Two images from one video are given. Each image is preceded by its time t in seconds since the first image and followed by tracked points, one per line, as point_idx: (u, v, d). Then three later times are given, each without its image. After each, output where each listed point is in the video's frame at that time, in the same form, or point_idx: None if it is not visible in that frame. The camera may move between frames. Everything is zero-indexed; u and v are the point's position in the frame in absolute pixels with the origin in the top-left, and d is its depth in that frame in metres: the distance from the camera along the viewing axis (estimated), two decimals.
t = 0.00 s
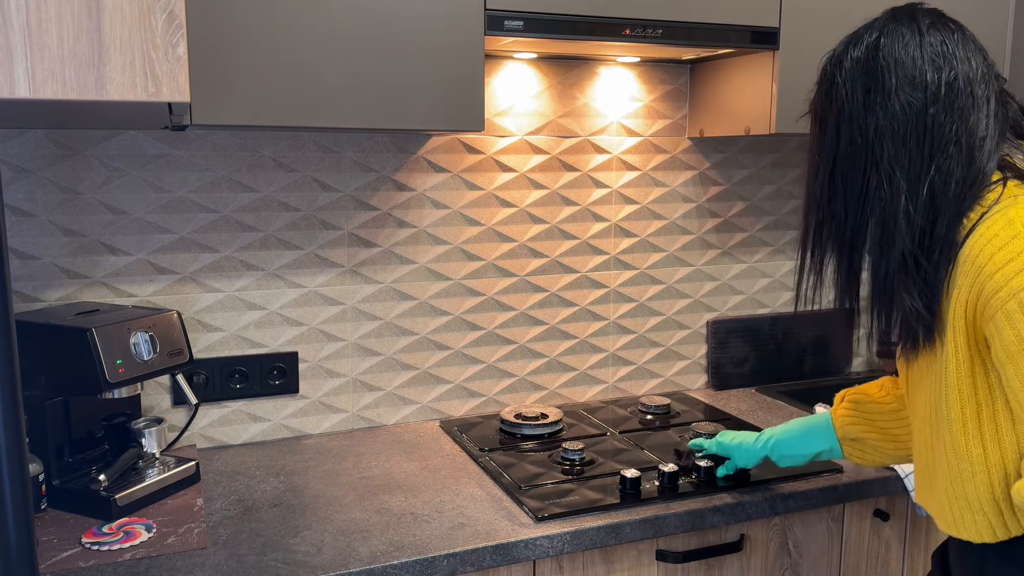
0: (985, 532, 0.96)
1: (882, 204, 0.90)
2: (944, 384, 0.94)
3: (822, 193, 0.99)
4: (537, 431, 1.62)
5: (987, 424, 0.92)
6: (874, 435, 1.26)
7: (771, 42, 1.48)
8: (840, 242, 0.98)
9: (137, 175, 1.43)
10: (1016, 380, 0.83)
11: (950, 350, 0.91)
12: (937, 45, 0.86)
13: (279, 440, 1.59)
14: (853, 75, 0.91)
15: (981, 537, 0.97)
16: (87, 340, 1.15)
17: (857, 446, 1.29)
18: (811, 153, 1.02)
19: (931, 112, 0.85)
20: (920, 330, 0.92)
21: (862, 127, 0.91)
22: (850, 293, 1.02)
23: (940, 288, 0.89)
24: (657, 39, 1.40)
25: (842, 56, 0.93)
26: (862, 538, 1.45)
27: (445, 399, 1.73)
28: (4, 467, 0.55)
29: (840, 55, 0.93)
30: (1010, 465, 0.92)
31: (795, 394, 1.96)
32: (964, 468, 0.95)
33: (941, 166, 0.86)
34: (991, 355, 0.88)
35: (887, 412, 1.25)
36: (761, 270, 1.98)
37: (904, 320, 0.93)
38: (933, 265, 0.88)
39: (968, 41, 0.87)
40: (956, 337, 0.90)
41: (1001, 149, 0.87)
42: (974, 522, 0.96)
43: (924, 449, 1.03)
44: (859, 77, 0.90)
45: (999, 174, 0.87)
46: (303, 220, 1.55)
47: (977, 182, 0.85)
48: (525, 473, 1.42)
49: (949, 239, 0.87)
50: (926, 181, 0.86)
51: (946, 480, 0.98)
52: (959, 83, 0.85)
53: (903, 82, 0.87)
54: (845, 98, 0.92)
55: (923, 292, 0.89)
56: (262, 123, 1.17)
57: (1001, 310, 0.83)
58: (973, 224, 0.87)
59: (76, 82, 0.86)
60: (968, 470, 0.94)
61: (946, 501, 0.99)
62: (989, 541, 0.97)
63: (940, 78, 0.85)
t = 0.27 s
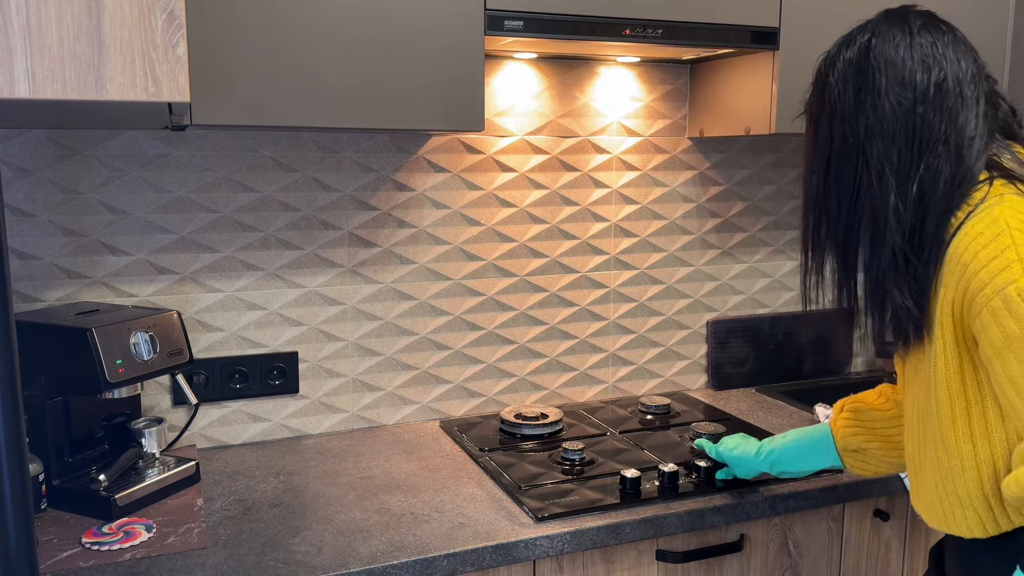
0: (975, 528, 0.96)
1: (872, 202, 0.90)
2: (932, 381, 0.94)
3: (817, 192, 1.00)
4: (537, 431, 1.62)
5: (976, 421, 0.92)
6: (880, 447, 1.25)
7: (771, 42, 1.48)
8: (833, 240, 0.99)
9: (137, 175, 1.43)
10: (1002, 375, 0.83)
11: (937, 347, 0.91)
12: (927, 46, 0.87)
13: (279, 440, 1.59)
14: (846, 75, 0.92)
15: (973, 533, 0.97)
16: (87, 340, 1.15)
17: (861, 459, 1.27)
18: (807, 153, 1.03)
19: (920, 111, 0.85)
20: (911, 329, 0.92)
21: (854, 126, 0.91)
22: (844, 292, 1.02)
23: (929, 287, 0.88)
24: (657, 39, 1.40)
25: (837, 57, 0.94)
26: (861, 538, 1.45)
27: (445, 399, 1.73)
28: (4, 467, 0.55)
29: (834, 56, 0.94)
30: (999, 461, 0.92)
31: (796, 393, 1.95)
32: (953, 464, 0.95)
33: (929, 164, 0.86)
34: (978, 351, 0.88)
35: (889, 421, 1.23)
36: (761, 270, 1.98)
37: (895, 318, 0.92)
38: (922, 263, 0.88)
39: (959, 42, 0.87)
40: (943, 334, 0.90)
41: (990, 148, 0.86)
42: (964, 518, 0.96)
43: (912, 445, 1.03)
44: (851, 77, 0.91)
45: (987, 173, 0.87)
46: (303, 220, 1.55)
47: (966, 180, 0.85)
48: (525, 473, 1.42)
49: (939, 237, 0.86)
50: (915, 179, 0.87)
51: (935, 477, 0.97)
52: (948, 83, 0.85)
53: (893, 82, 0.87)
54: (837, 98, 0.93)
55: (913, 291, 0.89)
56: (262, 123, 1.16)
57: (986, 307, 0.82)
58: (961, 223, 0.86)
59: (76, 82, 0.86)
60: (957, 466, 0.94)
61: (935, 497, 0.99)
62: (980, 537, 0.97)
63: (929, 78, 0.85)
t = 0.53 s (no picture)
0: (954, 519, 0.95)
1: (852, 203, 0.91)
2: (917, 374, 0.94)
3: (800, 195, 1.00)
4: (537, 431, 1.62)
5: (958, 414, 0.91)
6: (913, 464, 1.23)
7: (771, 42, 1.48)
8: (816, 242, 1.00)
9: (137, 175, 1.43)
10: (982, 368, 0.81)
11: (921, 340, 0.90)
12: (907, 50, 0.87)
13: (279, 440, 1.59)
14: (827, 80, 0.92)
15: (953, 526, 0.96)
16: (87, 340, 1.15)
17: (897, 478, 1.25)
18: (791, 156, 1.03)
19: (899, 115, 0.86)
20: (893, 324, 0.93)
21: (835, 131, 0.92)
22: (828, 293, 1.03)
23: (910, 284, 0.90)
24: (657, 39, 1.40)
25: (819, 63, 0.94)
26: (861, 538, 1.45)
27: (445, 399, 1.73)
28: (4, 466, 0.55)
29: (816, 61, 0.94)
30: (980, 453, 0.91)
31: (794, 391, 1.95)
32: (935, 456, 0.94)
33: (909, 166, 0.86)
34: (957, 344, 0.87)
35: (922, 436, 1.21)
36: (760, 270, 1.98)
37: (876, 315, 0.95)
38: (901, 262, 0.89)
39: (940, 45, 0.88)
40: (926, 327, 0.89)
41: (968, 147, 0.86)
42: (945, 508, 0.96)
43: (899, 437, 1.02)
44: (832, 82, 0.91)
45: (967, 172, 0.86)
46: (303, 220, 1.55)
47: (945, 180, 0.85)
48: (525, 473, 1.42)
49: (920, 236, 0.87)
50: (893, 181, 0.88)
51: (919, 467, 0.97)
52: (927, 86, 0.85)
53: (873, 86, 0.87)
54: (819, 102, 0.93)
55: (893, 288, 0.91)
56: (262, 123, 1.17)
57: (965, 299, 0.81)
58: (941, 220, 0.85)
59: (76, 82, 0.86)
60: (939, 458, 0.94)
61: (918, 486, 0.99)
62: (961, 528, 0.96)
63: (908, 81, 0.86)
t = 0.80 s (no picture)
0: (965, 522, 0.96)
1: (857, 202, 0.91)
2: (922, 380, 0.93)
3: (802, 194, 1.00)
4: (537, 431, 1.62)
5: (963, 418, 0.91)
6: (858, 426, 1.32)
7: (771, 42, 1.48)
8: (818, 242, 0.99)
9: (136, 175, 1.43)
10: (988, 373, 0.81)
11: (926, 345, 0.90)
12: (913, 50, 0.88)
13: (279, 440, 1.59)
14: (832, 79, 0.92)
15: (963, 528, 0.97)
16: (87, 340, 1.15)
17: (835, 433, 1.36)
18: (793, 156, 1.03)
19: (905, 114, 0.87)
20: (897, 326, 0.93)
21: (840, 129, 0.92)
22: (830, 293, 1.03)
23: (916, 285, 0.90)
24: (657, 39, 1.40)
25: (822, 62, 0.94)
26: (861, 538, 1.45)
27: (444, 399, 1.73)
28: (4, 467, 0.55)
29: (820, 60, 0.95)
30: (987, 457, 0.91)
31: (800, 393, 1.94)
32: (943, 460, 0.94)
33: (914, 165, 0.87)
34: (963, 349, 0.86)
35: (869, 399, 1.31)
36: (761, 270, 1.98)
37: (879, 316, 0.94)
38: (907, 262, 0.89)
39: (944, 46, 0.89)
40: (932, 332, 0.88)
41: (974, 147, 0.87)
42: (955, 511, 0.96)
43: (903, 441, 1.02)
44: (837, 80, 0.92)
45: (972, 173, 0.86)
46: (303, 220, 1.55)
47: (951, 180, 0.85)
48: (525, 473, 1.42)
49: (926, 238, 0.87)
50: (899, 180, 0.88)
51: (926, 469, 0.98)
52: (933, 86, 0.86)
53: (879, 85, 0.88)
54: (824, 101, 0.93)
55: (899, 290, 0.90)
56: (262, 123, 1.17)
57: (972, 303, 0.81)
58: (947, 222, 0.85)
59: (76, 82, 0.86)
60: (947, 462, 0.94)
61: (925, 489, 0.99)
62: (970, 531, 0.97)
63: (915, 81, 0.87)
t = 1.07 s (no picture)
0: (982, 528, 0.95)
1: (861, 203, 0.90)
2: (935, 384, 0.93)
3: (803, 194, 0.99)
4: (537, 431, 1.62)
5: (980, 421, 0.92)
6: (856, 444, 1.24)
7: (771, 42, 1.48)
8: (819, 243, 0.99)
9: (136, 175, 1.43)
10: (1009, 377, 0.83)
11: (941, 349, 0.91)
12: (914, 49, 0.87)
13: (279, 440, 1.59)
14: (833, 78, 0.92)
15: (979, 535, 0.96)
16: (87, 340, 1.15)
17: (829, 452, 1.27)
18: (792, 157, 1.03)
19: (908, 113, 0.86)
20: (905, 327, 0.92)
21: (841, 129, 0.92)
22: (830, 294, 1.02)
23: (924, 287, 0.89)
24: (657, 39, 1.40)
25: (822, 60, 0.94)
26: (862, 538, 1.45)
27: (444, 399, 1.73)
28: (4, 467, 0.55)
29: (820, 59, 0.94)
30: (1004, 461, 0.91)
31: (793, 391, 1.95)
32: (959, 466, 0.94)
33: (918, 165, 0.86)
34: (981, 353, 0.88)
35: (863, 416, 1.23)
36: (761, 270, 1.98)
37: (881, 319, 0.93)
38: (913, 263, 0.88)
39: (945, 46, 0.89)
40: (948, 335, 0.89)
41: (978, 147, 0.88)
42: (971, 518, 0.95)
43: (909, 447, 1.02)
44: (838, 80, 0.91)
45: (977, 175, 0.88)
46: (303, 220, 1.55)
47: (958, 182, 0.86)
48: (525, 473, 1.42)
49: (931, 238, 0.87)
50: (903, 180, 0.87)
51: (939, 478, 0.97)
52: (936, 86, 0.86)
53: (881, 84, 0.88)
54: (825, 101, 0.93)
55: (905, 291, 0.90)
56: (263, 123, 1.17)
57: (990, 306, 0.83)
58: (957, 223, 0.87)
59: (76, 82, 0.86)
60: (964, 468, 0.94)
61: (934, 495, 0.98)
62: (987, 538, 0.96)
63: (917, 80, 0.86)
